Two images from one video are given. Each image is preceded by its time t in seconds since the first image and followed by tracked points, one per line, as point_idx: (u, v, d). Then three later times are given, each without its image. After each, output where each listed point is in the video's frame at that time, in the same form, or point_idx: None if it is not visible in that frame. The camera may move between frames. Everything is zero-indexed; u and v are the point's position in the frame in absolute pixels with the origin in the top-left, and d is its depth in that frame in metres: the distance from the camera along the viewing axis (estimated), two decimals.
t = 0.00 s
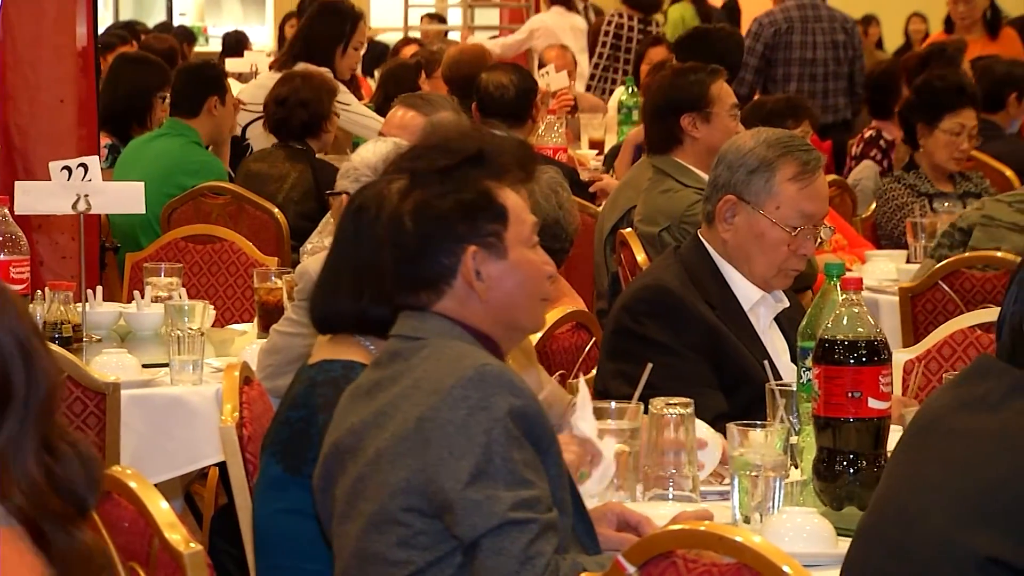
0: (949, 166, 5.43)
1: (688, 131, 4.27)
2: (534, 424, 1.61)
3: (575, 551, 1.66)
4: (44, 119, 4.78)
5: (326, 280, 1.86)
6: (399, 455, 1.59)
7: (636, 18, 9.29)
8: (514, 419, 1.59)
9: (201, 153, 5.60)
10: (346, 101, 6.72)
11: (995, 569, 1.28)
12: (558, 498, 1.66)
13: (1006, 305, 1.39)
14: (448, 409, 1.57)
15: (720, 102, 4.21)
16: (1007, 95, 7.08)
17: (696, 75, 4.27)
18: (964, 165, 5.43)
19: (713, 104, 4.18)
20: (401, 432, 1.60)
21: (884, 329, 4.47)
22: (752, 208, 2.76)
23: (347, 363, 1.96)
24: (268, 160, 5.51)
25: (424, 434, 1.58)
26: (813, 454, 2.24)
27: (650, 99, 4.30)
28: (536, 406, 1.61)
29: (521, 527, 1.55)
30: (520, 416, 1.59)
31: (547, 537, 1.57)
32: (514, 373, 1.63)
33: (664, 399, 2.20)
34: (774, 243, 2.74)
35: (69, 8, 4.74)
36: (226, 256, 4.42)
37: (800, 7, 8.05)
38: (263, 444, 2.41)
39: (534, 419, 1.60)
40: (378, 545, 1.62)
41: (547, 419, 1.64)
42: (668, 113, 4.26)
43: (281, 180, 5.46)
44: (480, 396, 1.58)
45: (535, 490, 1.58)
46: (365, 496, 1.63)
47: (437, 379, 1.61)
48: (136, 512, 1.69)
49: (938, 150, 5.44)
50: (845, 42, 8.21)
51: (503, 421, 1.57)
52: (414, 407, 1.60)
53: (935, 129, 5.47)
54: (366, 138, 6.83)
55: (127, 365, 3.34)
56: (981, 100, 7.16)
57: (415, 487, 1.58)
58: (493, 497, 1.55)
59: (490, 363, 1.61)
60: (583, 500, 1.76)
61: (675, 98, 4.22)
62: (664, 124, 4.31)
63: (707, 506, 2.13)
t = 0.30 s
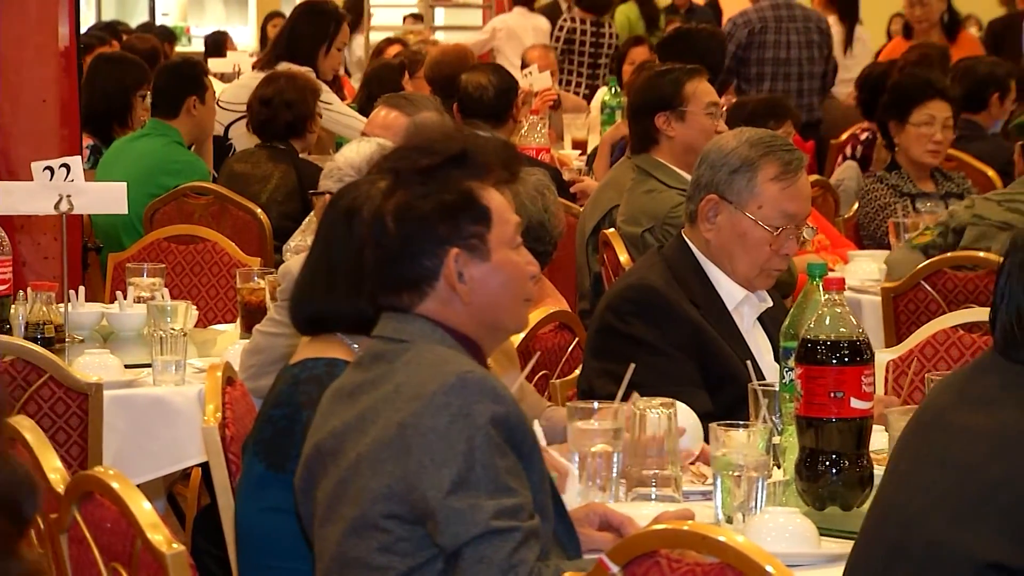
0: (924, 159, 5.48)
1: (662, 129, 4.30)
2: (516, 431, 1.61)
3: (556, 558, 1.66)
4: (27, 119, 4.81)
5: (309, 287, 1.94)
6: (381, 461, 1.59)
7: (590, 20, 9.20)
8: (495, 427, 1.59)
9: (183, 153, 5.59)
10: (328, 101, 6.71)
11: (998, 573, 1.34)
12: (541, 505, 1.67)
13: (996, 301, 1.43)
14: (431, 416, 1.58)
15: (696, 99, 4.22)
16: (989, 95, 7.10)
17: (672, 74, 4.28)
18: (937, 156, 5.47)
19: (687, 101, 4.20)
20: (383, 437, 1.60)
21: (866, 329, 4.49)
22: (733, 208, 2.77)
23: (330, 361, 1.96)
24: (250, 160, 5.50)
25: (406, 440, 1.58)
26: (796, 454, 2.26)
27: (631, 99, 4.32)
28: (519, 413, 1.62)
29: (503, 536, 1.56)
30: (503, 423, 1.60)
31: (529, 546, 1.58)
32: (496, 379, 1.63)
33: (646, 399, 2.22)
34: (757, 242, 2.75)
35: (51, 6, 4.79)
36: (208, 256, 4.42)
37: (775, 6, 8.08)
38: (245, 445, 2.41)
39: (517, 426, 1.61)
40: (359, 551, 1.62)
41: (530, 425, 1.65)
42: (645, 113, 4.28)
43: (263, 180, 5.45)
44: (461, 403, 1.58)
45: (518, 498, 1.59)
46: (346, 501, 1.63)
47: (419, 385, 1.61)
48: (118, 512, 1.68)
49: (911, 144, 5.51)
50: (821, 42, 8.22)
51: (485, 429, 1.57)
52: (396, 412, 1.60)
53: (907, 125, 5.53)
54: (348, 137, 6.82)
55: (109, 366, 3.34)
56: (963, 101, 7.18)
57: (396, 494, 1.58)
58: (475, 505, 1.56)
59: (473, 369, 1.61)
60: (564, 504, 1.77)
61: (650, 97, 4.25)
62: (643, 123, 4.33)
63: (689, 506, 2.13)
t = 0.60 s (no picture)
0: (903, 156, 5.51)
1: (648, 129, 4.29)
2: (507, 440, 1.61)
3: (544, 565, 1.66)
4: (12, 120, 4.86)
5: (297, 284, 1.92)
6: (370, 468, 1.59)
7: (548, 21, 9.25)
8: (485, 436, 1.59)
9: (168, 153, 5.58)
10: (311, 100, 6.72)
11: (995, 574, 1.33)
12: (529, 514, 1.67)
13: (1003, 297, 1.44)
14: (421, 425, 1.57)
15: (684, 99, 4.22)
16: (973, 96, 7.12)
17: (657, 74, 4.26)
18: (916, 152, 5.50)
19: (673, 101, 4.19)
20: (372, 444, 1.60)
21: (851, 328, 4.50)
22: (721, 212, 2.77)
23: (316, 359, 1.96)
24: (236, 160, 5.50)
25: (396, 448, 1.58)
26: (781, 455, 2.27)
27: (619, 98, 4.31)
28: (509, 422, 1.61)
29: (491, 545, 1.56)
30: (493, 433, 1.59)
31: (516, 556, 1.58)
32: (486, 388, 1.62)
33: (631, 399, 2.21)
34: (741, 248, 2.76)
35: (37, 7, 4.84)
36: (193, 256, 4.41)
37: (728, 8, 8.03)
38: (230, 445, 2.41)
39: (507, 436, 1.60)
40: (346, 556, 1.62)
41: (520, 433, 1.64)
42: (632, 113, 4.28)
43: (250, 180, 5.45)
44: (452, 412, 1.58)
45: (506, 508, 1.59)
46: (334, 506, 1.63)
47: (409, 393, 1.60)
48: (103, 513, 1.68)
49: (889, 142, 5.53)
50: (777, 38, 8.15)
51: (474, 438, 1.57)
52: (385, 418, 1.60)
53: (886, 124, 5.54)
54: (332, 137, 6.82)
55: (94, 366, 3.34)
56: (946, 101, 7.20)
57: (384, 501, 1.58)
58: (464, 515, 1.56)
59: (463, 378, 1.60)
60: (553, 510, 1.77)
61: (636, 96, 4.24)
62: (630, 123, 4.33)
63: (675, 507, 2.14)
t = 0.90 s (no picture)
0: (886, 156, 5.52)
1: (637, 128, 4.29)
2: (496, 447, 1.60)
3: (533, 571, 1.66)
4: None
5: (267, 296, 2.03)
6: (360, 474, 1.59)
7: (511, 17, 8.97)
8: (475, 443, 1.58)
9: (154, 153, 5.58)
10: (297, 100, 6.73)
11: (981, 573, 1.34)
12: (519, 519, 1.66)
13: (985, 297, 1.44)
14: (411, 432, 1.57)
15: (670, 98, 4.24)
16: (958, 96, 7.14)
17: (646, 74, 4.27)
18: (898, 151, 5.51)
19: (661, 100, 4.21)
20: (362, 450, 1.59)
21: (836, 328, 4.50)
22: (695, 210, 2.77)
23: (303, 356, 1.99)
24: (221, 161, 5.49)
25: (386, 455, 1.57)
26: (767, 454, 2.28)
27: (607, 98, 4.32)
28: (500, 429, 1.60)
29: (480, 552, 1.56)
30: (483, 440, 1.59)
31: (504, 563, 1.57)
32: (476, 394, 1.62)
33: (616, 399, 2.23)
34: (712, 248, 2.75)
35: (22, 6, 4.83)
36: (179, 256, 4.41)
37: (688, 10, 7.94)
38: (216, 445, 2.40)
39: (497, 442, 1.60)
40: (335, 559, 1.62)
41: (510, 439, 1.64)
42: (621, 113, 4.29)
43: (234, 181, 5.43)
44: (442, 420, 1.57)
45: (495, 514, 1.59)
46: (324, 510, 1.63)
47: (400, 400, 1.60)
48: (88, 513, 1.68)
49: (871, 141, 5.55)
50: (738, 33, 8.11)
51: (464, 445, 1.56)
52: (375, 424, 1.60)
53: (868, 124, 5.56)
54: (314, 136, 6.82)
55: (79, 366, 3.34)
56: (932, 101, 7.21)
57: (373, 506, 1.58)
58: (453, 523, 1.55)
59: (454, 385, 1.59)
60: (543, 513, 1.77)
61: (624, 95, 4.25)
62: (619, 122, 4.32)
63: (661, 507, 2.14)
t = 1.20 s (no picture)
0: (870, 156, 5.53)
1: (624, 126, 4.30)
2: (480, 448, 1.60)
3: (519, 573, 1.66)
4: None
5: (240, 298, 2.04)
6: (345, 476, 1.59)
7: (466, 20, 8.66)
8: (460, 445, 1.58)
9: (137, 153, 5.57)
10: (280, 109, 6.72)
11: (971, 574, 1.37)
12: (504, 521, 1.66)
13: (953, 303, 1.48)
14: (396, 434, 1.57)
15: (656, 98, 4.27)
16: (942, 96, 7.15)
17: (630, 75, 4.31)
18: (881, 151, 5.53)
19: (647, 99, 4.24)
20: (347, 452, 1.60)
21: (820, 328, 4.52)
22: (680, 211, 2.77)
23: (286, 358, 2.00)
24: (204, 161, 5.48)
25: (371, 457, 1.58)
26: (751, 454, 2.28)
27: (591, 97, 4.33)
28: (485, 431, 1.61)
29: (465, 554, 1.56)
30: (468, 441, 1.59)
31: (489, 564, 1.58)
32: (462, 395, 1.62)
33: (600, 399, 2.23)
34: (696, 249, 2.76)
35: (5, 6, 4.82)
36: (163, 256, 4.40)
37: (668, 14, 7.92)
38: (199, 446, 2.40)
39: (482, 445, 1.60)
40: (319, 561, 1.62)
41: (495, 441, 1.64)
42: (606, 112, 4.30)
43: (217, 181, 5.44)
44: (427, 422, 1.57)
45: (481, 516, 1.59)
46: (308, 512, 1.64)
47: (384, 402, 1.60)
48: (71, 514, 1.68)
49: (853, 141, 5.57)
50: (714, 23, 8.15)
51: (449, 447, 1.57)
52: (360, 426, 1.60)
53: (850, 124, 5.59)
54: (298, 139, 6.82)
55: (62, 366, 3.33)
56: (915, 101, 7.23)
57: (358, 508, 1.59)
58: (438, 525, 1.56)
59: (439, 387, 1.60)
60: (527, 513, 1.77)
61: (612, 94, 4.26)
62: (603, 122, 4.33)
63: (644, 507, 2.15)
